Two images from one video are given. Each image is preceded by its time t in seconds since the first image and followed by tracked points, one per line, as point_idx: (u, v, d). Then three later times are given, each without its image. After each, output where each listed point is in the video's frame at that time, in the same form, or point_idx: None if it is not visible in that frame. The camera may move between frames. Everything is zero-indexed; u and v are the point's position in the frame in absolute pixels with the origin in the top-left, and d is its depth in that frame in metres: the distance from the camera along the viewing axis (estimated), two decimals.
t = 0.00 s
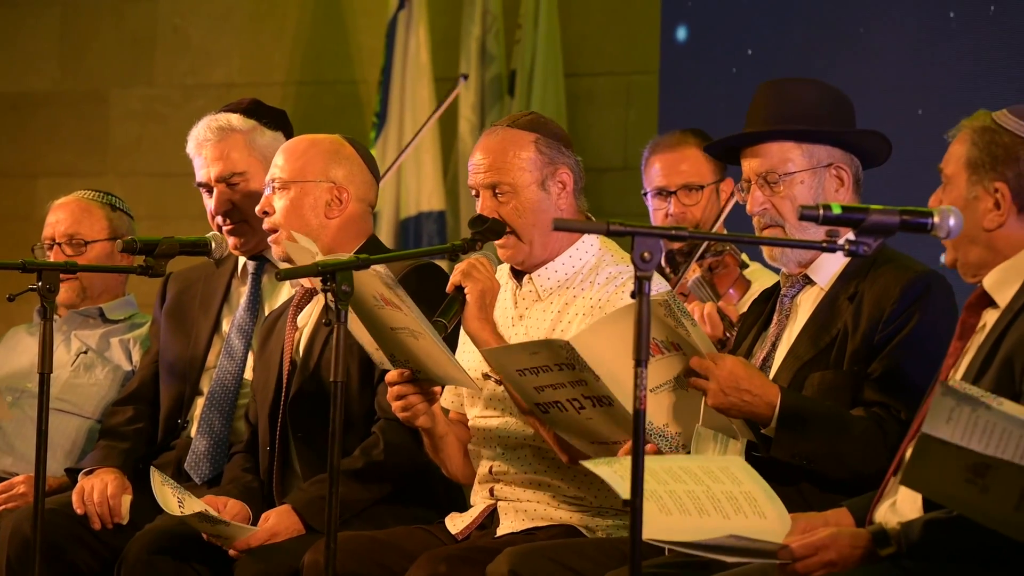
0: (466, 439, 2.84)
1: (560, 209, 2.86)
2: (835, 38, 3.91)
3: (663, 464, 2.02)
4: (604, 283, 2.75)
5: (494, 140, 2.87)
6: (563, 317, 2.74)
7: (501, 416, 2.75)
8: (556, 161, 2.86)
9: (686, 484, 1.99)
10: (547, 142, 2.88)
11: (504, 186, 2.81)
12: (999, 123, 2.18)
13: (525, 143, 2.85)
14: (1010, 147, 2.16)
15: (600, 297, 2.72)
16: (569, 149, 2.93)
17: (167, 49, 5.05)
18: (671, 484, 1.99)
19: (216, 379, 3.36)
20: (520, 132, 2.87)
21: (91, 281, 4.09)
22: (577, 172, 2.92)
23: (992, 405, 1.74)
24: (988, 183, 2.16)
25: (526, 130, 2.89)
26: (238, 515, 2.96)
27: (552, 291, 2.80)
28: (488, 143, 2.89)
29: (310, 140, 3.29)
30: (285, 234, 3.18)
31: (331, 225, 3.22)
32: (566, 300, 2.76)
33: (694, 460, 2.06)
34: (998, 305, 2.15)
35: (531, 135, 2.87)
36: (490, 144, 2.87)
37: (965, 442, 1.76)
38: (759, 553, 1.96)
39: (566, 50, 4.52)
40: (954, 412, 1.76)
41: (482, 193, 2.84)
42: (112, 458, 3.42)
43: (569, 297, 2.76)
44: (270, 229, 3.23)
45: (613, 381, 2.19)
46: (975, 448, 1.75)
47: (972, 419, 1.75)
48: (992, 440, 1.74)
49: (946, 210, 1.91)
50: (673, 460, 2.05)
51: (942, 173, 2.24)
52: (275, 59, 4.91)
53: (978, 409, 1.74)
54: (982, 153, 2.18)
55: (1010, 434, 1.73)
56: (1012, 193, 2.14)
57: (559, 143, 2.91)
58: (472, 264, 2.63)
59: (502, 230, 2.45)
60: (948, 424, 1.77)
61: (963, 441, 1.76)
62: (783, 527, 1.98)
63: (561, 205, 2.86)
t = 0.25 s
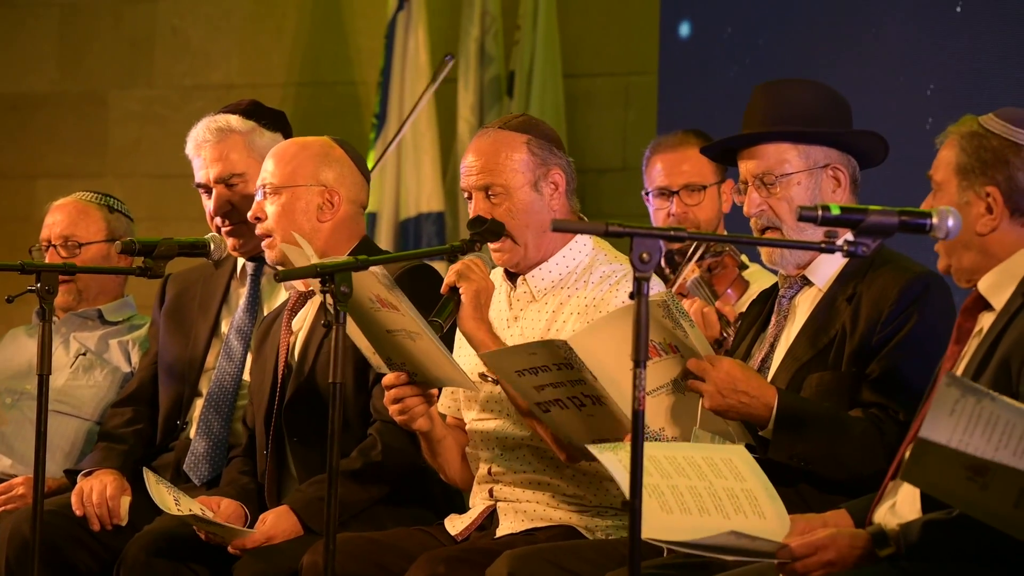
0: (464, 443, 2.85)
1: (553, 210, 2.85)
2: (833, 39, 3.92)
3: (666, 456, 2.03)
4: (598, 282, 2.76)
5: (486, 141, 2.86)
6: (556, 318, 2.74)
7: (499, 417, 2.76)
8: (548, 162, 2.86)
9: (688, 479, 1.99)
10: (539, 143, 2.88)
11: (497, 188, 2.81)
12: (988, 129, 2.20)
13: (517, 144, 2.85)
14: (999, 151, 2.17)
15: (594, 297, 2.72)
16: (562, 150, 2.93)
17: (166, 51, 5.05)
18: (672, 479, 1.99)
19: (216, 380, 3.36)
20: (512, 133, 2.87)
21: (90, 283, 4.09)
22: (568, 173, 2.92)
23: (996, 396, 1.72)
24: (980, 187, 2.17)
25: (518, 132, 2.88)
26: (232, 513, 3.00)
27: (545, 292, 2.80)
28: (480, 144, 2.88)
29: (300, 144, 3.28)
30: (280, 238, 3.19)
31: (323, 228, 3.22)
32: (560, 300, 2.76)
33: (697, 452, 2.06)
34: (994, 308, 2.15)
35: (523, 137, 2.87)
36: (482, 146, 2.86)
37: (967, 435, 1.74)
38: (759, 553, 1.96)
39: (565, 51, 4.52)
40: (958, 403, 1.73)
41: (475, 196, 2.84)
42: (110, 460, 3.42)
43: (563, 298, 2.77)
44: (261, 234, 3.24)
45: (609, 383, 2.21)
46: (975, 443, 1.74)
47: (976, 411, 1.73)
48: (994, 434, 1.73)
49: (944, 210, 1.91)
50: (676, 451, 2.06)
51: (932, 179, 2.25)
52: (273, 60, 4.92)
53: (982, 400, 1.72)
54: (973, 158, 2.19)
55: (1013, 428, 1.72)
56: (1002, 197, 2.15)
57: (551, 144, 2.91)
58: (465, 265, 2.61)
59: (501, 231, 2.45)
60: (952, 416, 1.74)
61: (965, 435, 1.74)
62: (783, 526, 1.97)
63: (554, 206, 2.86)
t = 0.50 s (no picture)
0: (462, 447, 2.84)
1: (545, 209, 2.85)
2: (832, 40, 3.92)
3: (660, 466, 2.03)
4: (594, 281, 2.76)
5: (476, 142, 2.87)
6: (552, 318, 2.75)
7: (496, 420, 2.76)
8: (538, 161, 2.85)
9: (683, 484, 1.99)
10: (529, 142, 2.87)
11: (488, 188, 2.81)
12: (990, 132, 2.19)
13: (507, 145, 2.84)
14: (1000, 154, 2.17)
15: (589, 296, 2.73)
16: (551, 148, 2.93)
17: (165, 52, 5.05)
18: (667, 484, 1.99)
19: (214, 381, 3.36)
20: (501, 134, 2.87)
21: (89, 284, 4.09)
22: (560, 171, 2.92)
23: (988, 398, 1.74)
24: (982, 191, 2.17)
25: (507, 132, 2.88)
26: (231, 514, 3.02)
27: (541, 292, 2.80)
28: (471, 145, 2.88)
29: (299, 143, 3.29)
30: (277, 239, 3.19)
31: (320, 227, 3.22)
32: (556, 301, 2.77)
33: (692, 460, 2.07)
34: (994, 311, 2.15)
35: (513, 137, 2.87)
36: (473, 147, 2.86)
37: (962, 437, 1.75)
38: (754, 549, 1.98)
39: (564, 52, 4.52)
40: (950, 405, 1.75)
41: (467, 198, 2.84)
42: (109, 461, 3.42)
43: (558, 298, 2.77)
44: (259, 232, 3.24)
45: (607, 381, 2.21)
46: (971, 443, 1.75)
47: (968, 413, 1.75)
48: (989, 436, 1.74)
49: (943, 211, 1.91)
50: (670, 461, 2.07)
51: (931, 182, 2.25)
52: (272, 61, 4.92)
53: (974, 402, 1.75)
54: (974, 161, 2.19)
55: (1008, 430, 1.73)
56: (1004, 200, 2.15)
57: (541, 144, 2.91)
58: (461, 264, 2.62)
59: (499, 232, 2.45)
60: (946, 418, 1.76)
61: (959, 436, 1.75)
62: (781, 528, 1.98)
63: (546, 205, 2.86)
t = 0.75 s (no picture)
0: (462, 448, 2.83)
1: (541, 211, 2.85)
2: (832, 41, 3.92)
3: (661, 465, 2.04)
4: (592, 281, 2.77)
5: (468, 148, 2.87)
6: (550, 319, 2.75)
7: (496, 421, 2.77)
8: (532, 163, 2.85)
9: (684, 483, 1.99)
10: (521, 145, 2.88)
11: (483, 194, 2.81)
12: (990, 134, 2.20)
13: (500, 148, 2.85)
14: (1001, 156, 2.17)
15: (587, 298, 2.73)
16: (545, 150, 2.93)
17: (164, 53, 5.05)
18: (667, 484, 1.99)
19: (212, 382, 3.36)
20: (494, 139, 2.87)
21: (88, 286, 4.09)
22: (554, 172, 2.92)
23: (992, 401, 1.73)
24: (983, 194, 2.17)
25: (500, 136, 2.88)
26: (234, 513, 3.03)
27: (539, 294, 2.80)
28: (463, 151, 2.89)
29: (297, 144, 3.29)
30: (278, 240, 3.19)
31: (319, 228, 3.22)
32: (554, 302, 2.77)
33: (695, 460, 2.07)
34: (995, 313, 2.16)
35: (505, 140, 2.87)
36: (465, 153, 2.87)
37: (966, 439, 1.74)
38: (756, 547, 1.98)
39: (563, 52, 4.53)
40: (954, 407, 1.74)
41: (463, 203, 2.84)
42: (108, 462, 3.42)
43: (556, 300, 2.77)
44: (259, 234, 3.24)
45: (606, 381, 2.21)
46: (975, 445, 1.74)
47: (972, 415, 1.74)
48: (993, 437, 1.73)
49: (942, 212, 1.91)
50: (673, 460, 2.07)
51: (931, 185, 2.25)
52: (272, 62, 4.92)
53: (978, 405, 1.73)
54: (975, 163, 2.19)
55: (1011, 434, 1.72)
56: (1006, 201, 2.15)
57: (535, 146, 2.91)
58: (459, 266, 2.59)
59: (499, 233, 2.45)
60: (951, 419, 1.75)
61: (964, 438, 1.74)
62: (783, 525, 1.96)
63: (542, 207, 2.85)
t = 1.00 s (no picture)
0: (462, 448, 2.84)
1: (544, 212, 2.85)
2: (832, 42, 3.92)
3: (665, 465, 2.02)
4: (593, 284, 2.77)
5: (471, 149, 2.86)
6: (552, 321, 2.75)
7: (497, 422, 2.76)
8: (535, 165, 2.85)
9: (689, 482, 1.98)
10: (524, 147, 2.87)
11: (486, 196, 2.80)
12: (985, 142, 2.20)
13: (502, 150, 2.84)
14: (995, 162, 2.17)
15: (589, 300, 2.74)
16: (546, 151, 2.93)
17: (165, 54, 5.06)
18: (672, 482, 1.98)
19: (214, 382, 3.36)
20: (497, 140, 2.86)
21: (89, 287, 4.09)
22: (556, 174, 2.91)
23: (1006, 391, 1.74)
24: (981, 201, 2.17)
25: (503, 137, 2.88)
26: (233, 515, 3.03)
27: (541, 295, 2.80)
28: (466, 152, 2.88)
29: (300, 144, 3.29)
30: (279, 238, 3.20)
31: (321, 229, 3.22)
32: (555, 304, 2.77)
33: (698, 461, 2.07)
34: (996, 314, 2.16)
35: (508, 142, 2.87)
36: (468, 154, 2.86)
37: (975, 430, 1.75)
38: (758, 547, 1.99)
39: (564, 54, 4.53)
40: (967, 396, 1.75)
41: (465, 205, 2.83)
42: (109, 463, 3.42)
43: (558, 301, 2.77)
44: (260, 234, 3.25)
45: (607, 380, 2.21)
46: (983, 437, 1.74)
47: (984, 405, 1.74)
48: (1001, 430, 1.74)
49: (943, 213, 1.92)
50: (677, 461, 2.06)
51: (922, 197, 2.25)
52: (273, 62, 4.92)
53: (991, 394, 1.75)
54: (971, 171, 2.19)
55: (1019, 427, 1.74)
56: (1003, 208, 2.15)
57: (537, 147, 2.91)
58: (462, 266, 2.59)
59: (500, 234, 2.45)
60: (960, 412, 1.75)
61: (972, 429, 1.75)
62: (785, 528, 1.98)
63: (545, 208, 2.85)
